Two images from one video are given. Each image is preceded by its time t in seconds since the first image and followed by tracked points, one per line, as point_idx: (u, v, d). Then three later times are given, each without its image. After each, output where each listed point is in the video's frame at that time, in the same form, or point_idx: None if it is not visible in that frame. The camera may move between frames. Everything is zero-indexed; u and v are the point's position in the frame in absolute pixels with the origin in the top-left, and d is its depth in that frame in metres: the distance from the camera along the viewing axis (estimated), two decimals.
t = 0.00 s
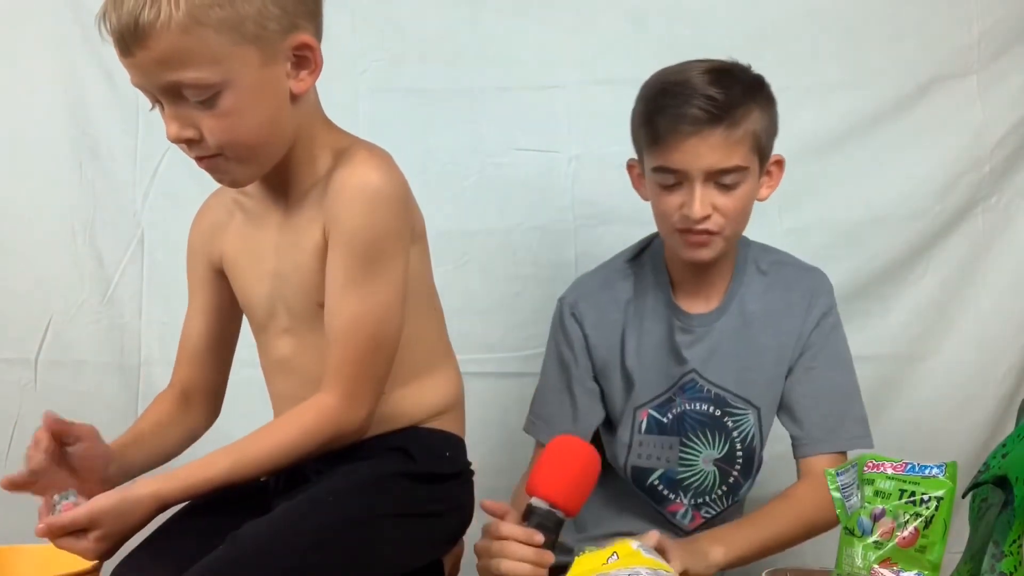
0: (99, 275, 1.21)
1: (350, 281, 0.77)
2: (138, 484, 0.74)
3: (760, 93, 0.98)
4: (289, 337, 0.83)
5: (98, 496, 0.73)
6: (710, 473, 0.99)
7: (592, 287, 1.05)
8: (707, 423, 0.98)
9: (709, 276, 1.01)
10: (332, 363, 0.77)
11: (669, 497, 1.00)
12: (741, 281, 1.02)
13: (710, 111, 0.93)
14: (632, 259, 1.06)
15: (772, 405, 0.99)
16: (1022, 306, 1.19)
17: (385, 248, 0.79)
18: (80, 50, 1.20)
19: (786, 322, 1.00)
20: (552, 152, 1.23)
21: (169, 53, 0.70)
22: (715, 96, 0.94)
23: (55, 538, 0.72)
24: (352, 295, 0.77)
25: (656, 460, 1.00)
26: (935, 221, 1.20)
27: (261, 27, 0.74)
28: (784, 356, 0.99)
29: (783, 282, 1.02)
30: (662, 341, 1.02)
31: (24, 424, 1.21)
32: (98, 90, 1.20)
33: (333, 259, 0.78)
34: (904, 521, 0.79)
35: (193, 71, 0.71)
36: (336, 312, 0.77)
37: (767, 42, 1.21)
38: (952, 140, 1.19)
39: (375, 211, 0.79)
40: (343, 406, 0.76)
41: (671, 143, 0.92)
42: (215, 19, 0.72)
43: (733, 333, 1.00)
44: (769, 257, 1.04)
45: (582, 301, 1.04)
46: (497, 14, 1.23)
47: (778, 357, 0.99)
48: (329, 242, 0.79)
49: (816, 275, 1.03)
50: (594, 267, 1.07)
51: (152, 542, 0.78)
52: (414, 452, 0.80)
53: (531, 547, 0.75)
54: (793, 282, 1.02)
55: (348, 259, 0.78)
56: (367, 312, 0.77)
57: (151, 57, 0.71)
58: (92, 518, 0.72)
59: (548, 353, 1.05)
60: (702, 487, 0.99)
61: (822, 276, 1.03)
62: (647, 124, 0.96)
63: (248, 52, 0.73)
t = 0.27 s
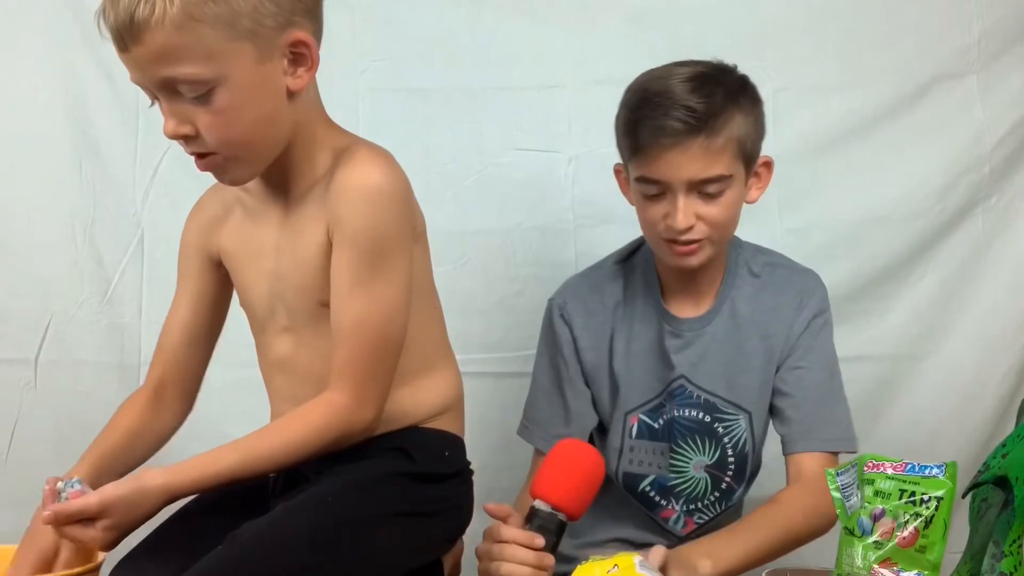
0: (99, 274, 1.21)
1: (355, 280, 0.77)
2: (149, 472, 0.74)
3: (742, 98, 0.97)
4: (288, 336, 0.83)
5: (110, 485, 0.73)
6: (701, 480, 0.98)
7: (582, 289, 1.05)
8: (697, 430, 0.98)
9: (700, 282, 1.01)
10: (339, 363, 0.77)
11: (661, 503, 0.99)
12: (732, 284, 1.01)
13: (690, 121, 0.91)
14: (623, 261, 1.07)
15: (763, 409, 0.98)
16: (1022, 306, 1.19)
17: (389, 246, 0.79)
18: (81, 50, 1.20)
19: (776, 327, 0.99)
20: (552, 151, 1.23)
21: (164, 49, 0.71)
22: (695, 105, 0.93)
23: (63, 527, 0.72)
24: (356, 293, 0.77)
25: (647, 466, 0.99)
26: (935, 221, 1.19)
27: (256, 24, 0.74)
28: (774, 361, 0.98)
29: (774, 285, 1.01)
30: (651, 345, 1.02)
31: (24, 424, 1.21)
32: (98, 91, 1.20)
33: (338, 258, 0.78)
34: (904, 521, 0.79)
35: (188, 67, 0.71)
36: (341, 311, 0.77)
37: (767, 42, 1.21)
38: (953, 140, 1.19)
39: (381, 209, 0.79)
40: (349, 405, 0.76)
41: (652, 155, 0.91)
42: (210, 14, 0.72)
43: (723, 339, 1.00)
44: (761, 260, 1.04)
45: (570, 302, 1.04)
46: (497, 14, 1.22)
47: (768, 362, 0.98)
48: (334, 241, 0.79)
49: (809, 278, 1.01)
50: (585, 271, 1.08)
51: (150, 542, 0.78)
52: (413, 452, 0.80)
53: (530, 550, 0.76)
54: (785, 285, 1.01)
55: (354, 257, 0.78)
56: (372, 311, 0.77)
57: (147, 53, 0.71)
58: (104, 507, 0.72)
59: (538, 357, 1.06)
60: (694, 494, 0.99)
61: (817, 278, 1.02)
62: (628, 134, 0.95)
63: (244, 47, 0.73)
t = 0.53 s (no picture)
0: (99, 274, 1.21)
1: (362, 279, 0.77)
2: (158, 473, 0.74)
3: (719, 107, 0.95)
4: (290, 334, 0.83)
5: (120, 491, 0.73)
6: (686, 489, 0.98)
7: (570, 293, 1.05)
8: (678, 437, 0.98)
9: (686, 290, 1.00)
10: (346, 359, 0.77)
11: (649, 510, 0.99)
12: (723, 291, 1.00)
13: (664, 141, 0.89)
14: (617, 264, 1.06)
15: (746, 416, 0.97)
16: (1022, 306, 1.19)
17: (395, 245, 0.79)
18: (81, 50, 1.20)
19: (761, 333, 0.97)
20: (552, 152, 1.23)
21: (174, 43, 0.71)
22: (669, 123, 0.90)
23: (75, 537, 0.73)
24: (363, 292, 0.77)
25: (634, 472, 1.00)
26: (935, 221, 1.19)
27: (267, 21, 0.74)
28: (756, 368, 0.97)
29: (762, 292, 0.99)
30: (639, 350, 1.02)
31: (23, 424, 1.21)
32: (99, 91, 1.20)
33: (345, 255, 0.78)
34: (903, 521, 0.82)
35: (197, 63, 0.71)
36: (347, 309, 0.77)
37: (767, 41, 1.21)
38: (952, 139, 1.19)
39: (389, 207, 0.79)
40: (355, 402, 0.76)
41: (628, 176, 0.90)
42: (221, 10, 0.72)
43: (711, 346, 0.99)
44: (754, 266, 1.01)
45: (559, 302, 1.05)
46: (496, 14, 1.23)
47: (751, 369, 0.97)
48: (341, 238, 0.79)
49: (799, 286, 0.99)
50: (576, 272, 1.08)
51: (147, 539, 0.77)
52: (410, 452, 0.80)
53: (536, 555, 0.75)
54: (773, 290, 0.99)
55: (361, 254, 0.78)
56: (379, 308, 0.77)
57: (157, 47, 0.71)
58: (116, 516, 0.72)
59: (529, 358, 1.06)
60: (680, 502, 0.98)
61: (807, 284, 0.99)
62: (604, 151, 0.93)
63: (253, 43, 0.73)
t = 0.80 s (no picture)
0: (98, 274, 1.21)
1: (373, 281, 0.77)
2: (170, 475, 0.74)
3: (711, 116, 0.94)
4: (297, 334, 0.83)
5: (133, 496, 0.73)
6: (674, 491, 0.97)
7: (568, 292, 1.06)
8: (664, 439, 0.97)
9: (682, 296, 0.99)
10: (357, 361, 0.77)
11: (641, 511, 0.99)
12: (717, 296, 0.98)
13: (656, 155, 0.88)
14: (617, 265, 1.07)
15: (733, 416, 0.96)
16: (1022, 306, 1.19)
17: (406, 248, 0.79)
18: (81, 50, 1.20)
19: (749, 337, 0.95)
20: (552, 152, 1.23)
21: (189, 39, 0.71)
22: (660, 137, 0.89)
23: (89, 541, 0.72)
24: (374, 294, 0.77)
25: (626, 473, 1.00)
26: (935, 221, 1.20)
27: (284, 21, 0.74)
28: (744, 371, 0.95)
29: (756, 296, 0.97)
30: (634, 353, 1.01)
31: (24, 423, 1.21)
32: (99, 91, 1.20)
33: (357, 257, 0.78)
34: (903, 521, 0.83)
35: (212, 59, 0.71)
36: (358, 311, 0.77)
37: (768, 41, 1.21)
38: (952, 139, 1.19)
39: (401, 210, 0.79)
40: (367, 404, 0.76)
41: (621, 191, 0.89)
42: (238, 7, 0.72)
43: (702, 350, 0.97)
44: (751, 270, 0.99)
45: (557, 300, 1.05)
46: (496, 14, 1.22)
47: (735, 372, 0.95)
48: (353, 239, 0.79)
49: (792, 289, 0.96)
50: (578, 271, 1.08)
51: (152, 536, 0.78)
52: (411, 453, 0.80)
53: (539, 558, 0.75)
54: (765, 294, 0.97)
55: (374, 256, 0.78)
56: (390, 311, 0.77)
57: (171, 42, 0.71)
58: (132, 520, 0.72)
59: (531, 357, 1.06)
60: (670, 504, 0.98)
61: (801, 291, 0.96)
62: (596, 163, 0.92)
63: (269, 42, 0.73)
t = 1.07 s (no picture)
0: (99, 274, 1.21)
1: (377, 284, 0.77)
2: (174, 477, 0.74)
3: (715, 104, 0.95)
4: (299, 335, 0.83)
5: (136, 498, 0.73)
6: (683, 484, 0.99)
7: (570, 288, 1.05)
8: (677, 432, 0.98)
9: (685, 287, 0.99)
10: (361, 363, 0.77)
11: (647, 505, 1.01)
12: (720, 285, 0.99)
13: (667, 143, 0.89)
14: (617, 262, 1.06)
15: (745, 412, 0.97)
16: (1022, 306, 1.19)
17: (410, 250, 0.79)
18: (81, 50, 1.20)
19: (759, 326, 0.97)
20: (552, 152, 1.23)
21: (192, 36, 0.71)
22: (669, 125, 0.90)
23: (97, 544, 0.73)
24: (378, 297, 0.77)
25: (633, 467, 1.01)
26: (935, 221, 1.20)
27: (288, 21, 0.75)
28: (757, 360, 0.96)
29: (760, 284, 0.98)
30: (641, 347, 1.01)
31: (24, 423, 1.21)
32: (99, 91, 1.20)
33: (361, 259, 0.78)
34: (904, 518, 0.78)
35: (213, 57, 0.71)
36: (363, 313, 0.77)
37: (768, 41, 1.21)
38: (952, 139, 1.19)
39: (404, 211, 0.79)
40: (372, 408, 0.76)
41: (633, 181, 0.90)
42: (242, 6, 0.72)
43: (711, 340, 0.98)
44: (753, 258, 1.01)
45: (559, 297, 1.05)
46: (496, 14, 1.23)
47: (749, 362, 0.97)
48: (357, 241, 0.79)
49: (797, 276, 0.98)
50: (580, 267, 1.08)
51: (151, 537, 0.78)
52: (415, 455, 0.80)
53: (540, 559, 0.75)
54: (770, 282, 0.98)
55: (379, 260, 0.78)
56: (394, 314, 0.77)
57: (173, 39, 0.71)
58: (138, 522, 0.72)
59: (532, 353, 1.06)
60: (678, 498, 0.99)
61: (804, 275, 0.98)
62: (604, 155, 0.93)
63: (271, 41, 0.73)
